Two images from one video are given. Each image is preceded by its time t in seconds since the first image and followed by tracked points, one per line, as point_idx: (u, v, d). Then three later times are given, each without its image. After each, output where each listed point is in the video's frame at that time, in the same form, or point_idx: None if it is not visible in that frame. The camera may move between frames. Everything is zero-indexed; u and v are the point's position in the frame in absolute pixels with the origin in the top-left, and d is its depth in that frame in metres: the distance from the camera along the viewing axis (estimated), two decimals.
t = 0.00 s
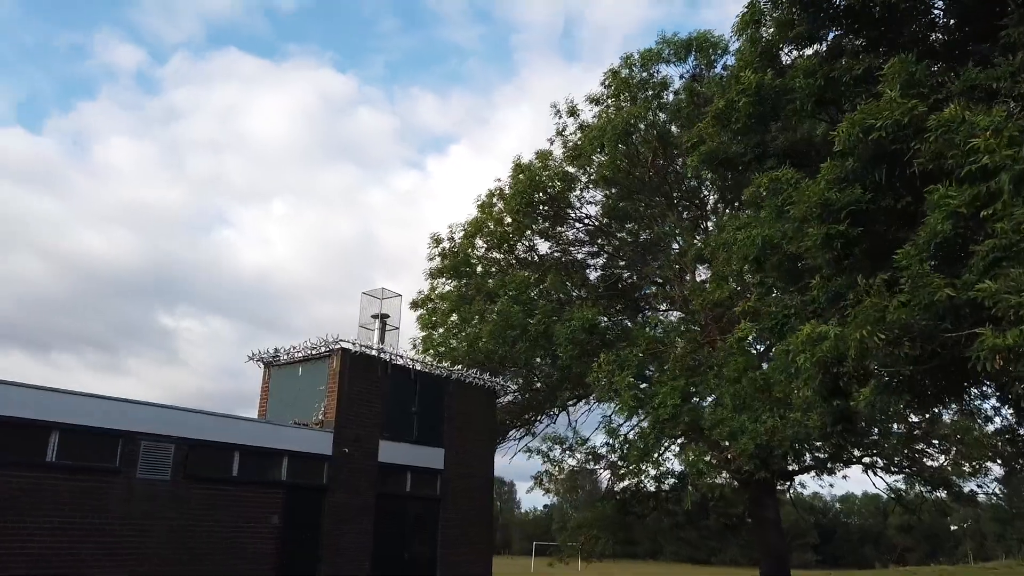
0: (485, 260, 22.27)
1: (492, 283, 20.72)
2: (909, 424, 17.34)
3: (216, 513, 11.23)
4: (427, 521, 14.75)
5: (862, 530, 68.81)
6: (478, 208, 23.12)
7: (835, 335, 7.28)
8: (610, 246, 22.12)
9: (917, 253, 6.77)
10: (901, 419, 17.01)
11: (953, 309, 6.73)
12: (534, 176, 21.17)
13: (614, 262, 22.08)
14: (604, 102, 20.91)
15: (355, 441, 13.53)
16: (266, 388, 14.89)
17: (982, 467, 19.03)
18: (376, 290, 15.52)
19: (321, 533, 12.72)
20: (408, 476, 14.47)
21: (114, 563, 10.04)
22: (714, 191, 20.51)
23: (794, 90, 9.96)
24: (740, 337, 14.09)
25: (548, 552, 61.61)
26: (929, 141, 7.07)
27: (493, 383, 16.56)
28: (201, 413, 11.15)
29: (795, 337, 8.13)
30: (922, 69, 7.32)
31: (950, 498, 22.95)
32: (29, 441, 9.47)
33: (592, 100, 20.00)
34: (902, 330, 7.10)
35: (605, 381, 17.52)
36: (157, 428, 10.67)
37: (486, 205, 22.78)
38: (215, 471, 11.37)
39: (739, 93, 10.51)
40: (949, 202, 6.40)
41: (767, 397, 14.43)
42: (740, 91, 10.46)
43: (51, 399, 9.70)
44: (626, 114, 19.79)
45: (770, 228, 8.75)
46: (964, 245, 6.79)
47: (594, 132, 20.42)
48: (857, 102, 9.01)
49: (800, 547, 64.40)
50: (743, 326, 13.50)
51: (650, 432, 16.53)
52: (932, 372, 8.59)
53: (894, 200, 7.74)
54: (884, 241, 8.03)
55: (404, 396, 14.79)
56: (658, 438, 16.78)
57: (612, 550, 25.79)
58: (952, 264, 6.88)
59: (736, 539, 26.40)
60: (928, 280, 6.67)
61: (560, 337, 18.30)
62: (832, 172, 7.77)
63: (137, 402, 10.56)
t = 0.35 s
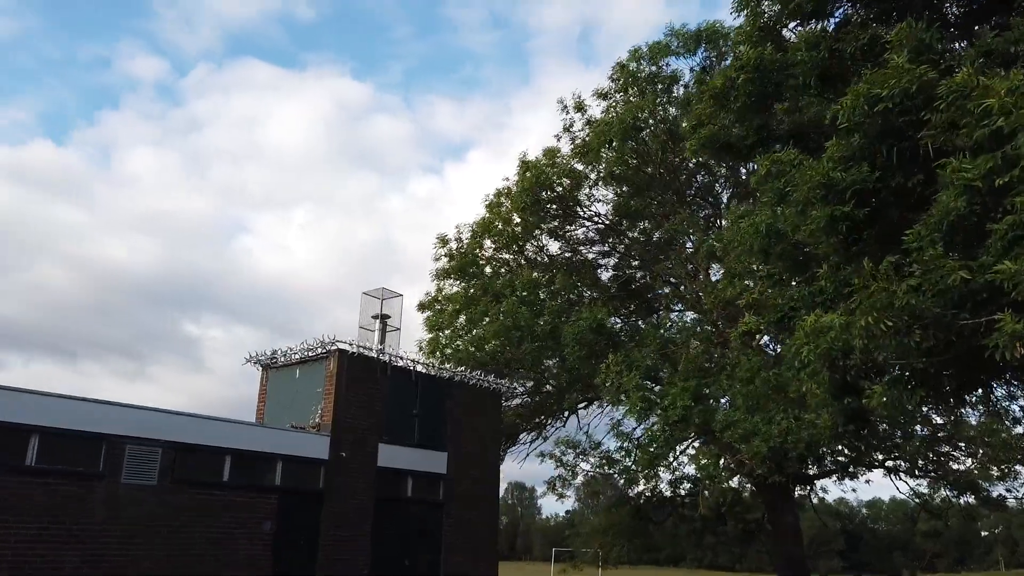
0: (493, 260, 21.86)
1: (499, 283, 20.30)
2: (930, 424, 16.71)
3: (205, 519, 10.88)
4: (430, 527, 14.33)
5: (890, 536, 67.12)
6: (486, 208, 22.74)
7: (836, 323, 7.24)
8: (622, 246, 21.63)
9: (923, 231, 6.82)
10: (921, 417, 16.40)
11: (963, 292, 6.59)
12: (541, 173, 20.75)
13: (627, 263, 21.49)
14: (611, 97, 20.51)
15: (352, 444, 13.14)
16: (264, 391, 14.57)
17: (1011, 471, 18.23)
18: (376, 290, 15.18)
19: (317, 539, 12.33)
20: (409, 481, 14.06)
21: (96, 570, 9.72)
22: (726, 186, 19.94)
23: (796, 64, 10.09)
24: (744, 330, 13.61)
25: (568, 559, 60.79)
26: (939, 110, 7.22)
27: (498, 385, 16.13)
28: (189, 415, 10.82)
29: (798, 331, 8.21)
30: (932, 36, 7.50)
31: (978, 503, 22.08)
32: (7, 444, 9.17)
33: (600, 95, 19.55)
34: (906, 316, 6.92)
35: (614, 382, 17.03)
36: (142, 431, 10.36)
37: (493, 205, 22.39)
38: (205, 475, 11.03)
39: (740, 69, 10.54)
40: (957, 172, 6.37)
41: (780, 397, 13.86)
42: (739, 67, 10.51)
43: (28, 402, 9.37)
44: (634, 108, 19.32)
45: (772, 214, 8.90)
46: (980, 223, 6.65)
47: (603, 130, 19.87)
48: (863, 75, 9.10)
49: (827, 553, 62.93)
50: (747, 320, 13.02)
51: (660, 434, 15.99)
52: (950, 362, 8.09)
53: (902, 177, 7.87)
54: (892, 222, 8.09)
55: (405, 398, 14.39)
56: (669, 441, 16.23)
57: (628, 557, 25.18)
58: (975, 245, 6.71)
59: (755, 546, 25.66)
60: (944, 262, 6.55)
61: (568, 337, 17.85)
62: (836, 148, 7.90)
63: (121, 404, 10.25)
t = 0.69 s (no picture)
0: (505, 257, 21.46)
1: (510, 280, 19.88)
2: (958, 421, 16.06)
3: (200, 521, 10.58)
4: (437, 529, 13.95)
5: (924, 541, 65.17)
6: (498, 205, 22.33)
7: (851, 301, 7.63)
8: (638, 243, 21.26)
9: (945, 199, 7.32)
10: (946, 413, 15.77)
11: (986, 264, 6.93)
12: (553, 168, 20.32)
13: (644, 260, 21.19)
14: (624, 89, 20.04)
15: (355, 444, 12.80)
16: (267, 389, 14.29)
17: None
18: (380, 287, 14.88)
19: (318, 542, 12.00)
20: (414, 482, 13.70)
21: (86, 573, 9.45)
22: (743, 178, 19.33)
23: (800, 28, 10.87)
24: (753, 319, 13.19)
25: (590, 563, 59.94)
26: (956, 66, 7.65)
27: (509, 384, 15.74)
28: (184, 414, 10.54)
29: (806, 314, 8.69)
30: None
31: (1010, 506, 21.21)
32: None
33: (612, 86, 19.10)
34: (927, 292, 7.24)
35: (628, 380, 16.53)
36: (135, 430, 10.08)
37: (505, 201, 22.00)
38: (200, 476, 10.73)
39: (743, 33, 11.32)
40: (983, 134, 6.86)
41: (800, 394, 13.32)
42: (743, 34, 11.27)
43: (14, 397, 9.09)
44: (648, 100, 18.87)
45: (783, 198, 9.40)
46: (1002, 190, 7.23)
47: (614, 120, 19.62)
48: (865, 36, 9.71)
49: (857, 559, 61.20)
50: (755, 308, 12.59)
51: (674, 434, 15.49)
52: (970, 344, 8.14)
53: (916, 146, 8.44)
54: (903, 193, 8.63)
55: (411, 397, 14.02)
56: (684, 441, 15.69)
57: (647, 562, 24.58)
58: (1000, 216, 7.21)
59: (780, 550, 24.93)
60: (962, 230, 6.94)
61: (580, 333, 17.41)
62: (849, 118, 8.51)
63: (113, 402, 9.98)
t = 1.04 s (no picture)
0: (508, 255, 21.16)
1: (510, 277, 19.55)
2: (972, 418, 15.53)
3: (183, 521, 10.31)
4: (433, 529, 13.64)
5: (943, 544, 63.83)
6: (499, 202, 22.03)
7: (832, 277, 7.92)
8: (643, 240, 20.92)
9: (941, 163, 7.34)
10: (958, 408, 15.30)
11: (986, 228, 7.06)
12: (554, 163, 20.00)
13: (649, 257, 20.81)
14: (625, 82, 19.68)
15: (346, 442, 12.51)
16: (258, 389, 14.02)
17: None
18: (373, 282, 14.60)
19: (308, 542, 11.71)
20: (409, 481, 13.39)
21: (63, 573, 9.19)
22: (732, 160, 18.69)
23: None
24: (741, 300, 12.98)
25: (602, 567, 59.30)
26: (947, 20, 7.85)
27: (508, 381, 15.45)
28: (165, 410, 10.27)
29: (795, 296, 9.07)
30: None
31: None
32: None
33: (613, 78, 18.74)
34: (917, 262, 7.27)
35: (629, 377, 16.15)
36: (113, 427, 9.81)
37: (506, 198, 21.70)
38: (183, 474, 10.45)
39: None
40: (980, 93, 6.91)
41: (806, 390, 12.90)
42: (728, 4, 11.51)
43: (14, 397, 9.11)
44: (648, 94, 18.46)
45: (769, 179, 9.88)
46: (1001, 151, 7.40)
47: (615, 112, 19.30)
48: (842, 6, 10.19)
49: (876, 562, 60.00)
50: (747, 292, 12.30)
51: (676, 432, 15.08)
52: (969, 323, 8.42)
53: (910, 112, 8.69)
54: (895, 159, 8.96)
55: (405, 394, 13.71)
56: (688, 439, 15.29)
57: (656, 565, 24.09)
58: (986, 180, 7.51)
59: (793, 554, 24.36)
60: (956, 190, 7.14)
61: (580, 330, 17.05)
62: (840, 86, 8.86)
63: (91, 397, 9.73)
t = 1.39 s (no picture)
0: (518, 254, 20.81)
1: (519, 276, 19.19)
2: (1002, 418, 14.80)
3: (172, 526, 10.05)
4: (436, 534, 13.26)
5: (980, 549, 62.05)
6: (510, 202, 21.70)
7: (820, 259, 7.85)
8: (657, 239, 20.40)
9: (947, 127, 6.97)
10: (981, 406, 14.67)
11: (995, 196, 6.54)
12: (563, 160, 19.62)
13: (665, 256, 20.19)
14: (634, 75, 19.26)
15: (344, 445, 12.19)
16: (258, 390, 13.75)
17: None
18: (374, 282, 14.30)
19: (303, 548, 11.39)
20: (411, 484, 13.05)
21: None
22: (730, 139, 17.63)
23: None
24: (746, 293, 12.48)
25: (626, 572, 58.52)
26: None
27: (514, 381, 15.09)
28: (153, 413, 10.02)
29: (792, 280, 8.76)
30: None
31: None
32: None
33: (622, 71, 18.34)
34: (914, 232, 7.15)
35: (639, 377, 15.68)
36: (99, 430, 9.58)
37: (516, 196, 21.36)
38: (172, 478, 10.20)
39: None
40: (982, 45, 6.50)
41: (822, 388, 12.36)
42: None
43: (14, 401, 8.98)
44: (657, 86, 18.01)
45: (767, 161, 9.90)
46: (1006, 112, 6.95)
47: (625, 107, 18.88)
48: None
49: (909, 567, 58.44)
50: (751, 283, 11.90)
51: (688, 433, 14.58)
52: (975, 298, 7.83)
53: (914, 78, 8.47)
54: (893, 126, 8.79)
55: (406, 396, 13.38)
56: (700, 440, 14.79)
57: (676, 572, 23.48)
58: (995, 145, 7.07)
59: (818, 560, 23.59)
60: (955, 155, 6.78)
61: (590, 329, 16.62)
62: (835, 51, 8.74)
63: (75, 400, 9.49)
